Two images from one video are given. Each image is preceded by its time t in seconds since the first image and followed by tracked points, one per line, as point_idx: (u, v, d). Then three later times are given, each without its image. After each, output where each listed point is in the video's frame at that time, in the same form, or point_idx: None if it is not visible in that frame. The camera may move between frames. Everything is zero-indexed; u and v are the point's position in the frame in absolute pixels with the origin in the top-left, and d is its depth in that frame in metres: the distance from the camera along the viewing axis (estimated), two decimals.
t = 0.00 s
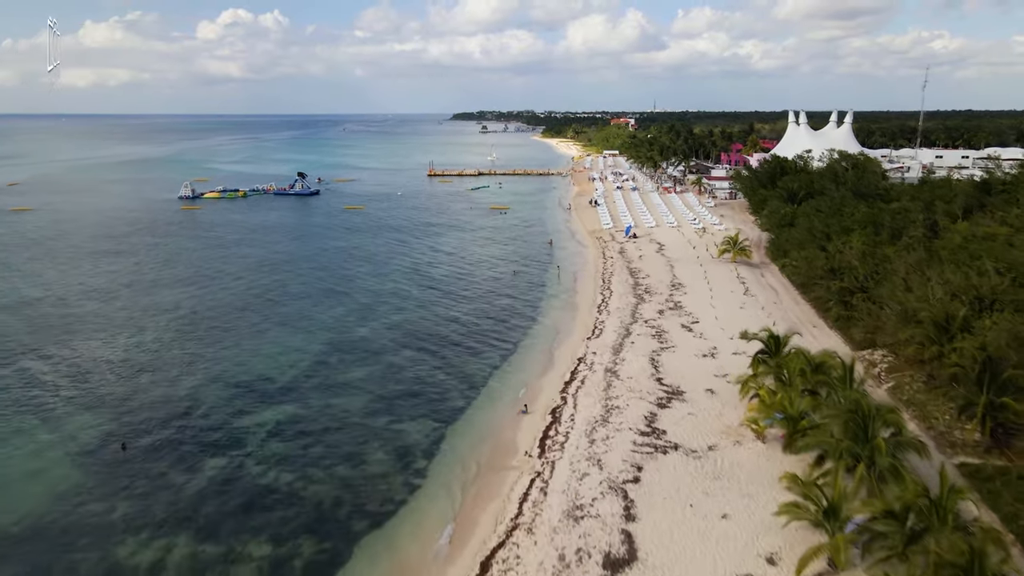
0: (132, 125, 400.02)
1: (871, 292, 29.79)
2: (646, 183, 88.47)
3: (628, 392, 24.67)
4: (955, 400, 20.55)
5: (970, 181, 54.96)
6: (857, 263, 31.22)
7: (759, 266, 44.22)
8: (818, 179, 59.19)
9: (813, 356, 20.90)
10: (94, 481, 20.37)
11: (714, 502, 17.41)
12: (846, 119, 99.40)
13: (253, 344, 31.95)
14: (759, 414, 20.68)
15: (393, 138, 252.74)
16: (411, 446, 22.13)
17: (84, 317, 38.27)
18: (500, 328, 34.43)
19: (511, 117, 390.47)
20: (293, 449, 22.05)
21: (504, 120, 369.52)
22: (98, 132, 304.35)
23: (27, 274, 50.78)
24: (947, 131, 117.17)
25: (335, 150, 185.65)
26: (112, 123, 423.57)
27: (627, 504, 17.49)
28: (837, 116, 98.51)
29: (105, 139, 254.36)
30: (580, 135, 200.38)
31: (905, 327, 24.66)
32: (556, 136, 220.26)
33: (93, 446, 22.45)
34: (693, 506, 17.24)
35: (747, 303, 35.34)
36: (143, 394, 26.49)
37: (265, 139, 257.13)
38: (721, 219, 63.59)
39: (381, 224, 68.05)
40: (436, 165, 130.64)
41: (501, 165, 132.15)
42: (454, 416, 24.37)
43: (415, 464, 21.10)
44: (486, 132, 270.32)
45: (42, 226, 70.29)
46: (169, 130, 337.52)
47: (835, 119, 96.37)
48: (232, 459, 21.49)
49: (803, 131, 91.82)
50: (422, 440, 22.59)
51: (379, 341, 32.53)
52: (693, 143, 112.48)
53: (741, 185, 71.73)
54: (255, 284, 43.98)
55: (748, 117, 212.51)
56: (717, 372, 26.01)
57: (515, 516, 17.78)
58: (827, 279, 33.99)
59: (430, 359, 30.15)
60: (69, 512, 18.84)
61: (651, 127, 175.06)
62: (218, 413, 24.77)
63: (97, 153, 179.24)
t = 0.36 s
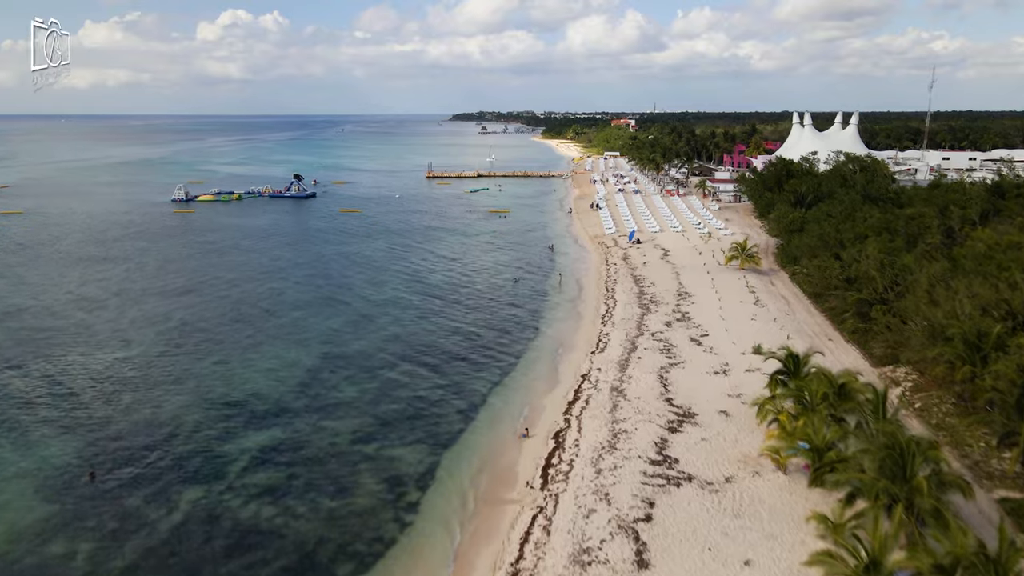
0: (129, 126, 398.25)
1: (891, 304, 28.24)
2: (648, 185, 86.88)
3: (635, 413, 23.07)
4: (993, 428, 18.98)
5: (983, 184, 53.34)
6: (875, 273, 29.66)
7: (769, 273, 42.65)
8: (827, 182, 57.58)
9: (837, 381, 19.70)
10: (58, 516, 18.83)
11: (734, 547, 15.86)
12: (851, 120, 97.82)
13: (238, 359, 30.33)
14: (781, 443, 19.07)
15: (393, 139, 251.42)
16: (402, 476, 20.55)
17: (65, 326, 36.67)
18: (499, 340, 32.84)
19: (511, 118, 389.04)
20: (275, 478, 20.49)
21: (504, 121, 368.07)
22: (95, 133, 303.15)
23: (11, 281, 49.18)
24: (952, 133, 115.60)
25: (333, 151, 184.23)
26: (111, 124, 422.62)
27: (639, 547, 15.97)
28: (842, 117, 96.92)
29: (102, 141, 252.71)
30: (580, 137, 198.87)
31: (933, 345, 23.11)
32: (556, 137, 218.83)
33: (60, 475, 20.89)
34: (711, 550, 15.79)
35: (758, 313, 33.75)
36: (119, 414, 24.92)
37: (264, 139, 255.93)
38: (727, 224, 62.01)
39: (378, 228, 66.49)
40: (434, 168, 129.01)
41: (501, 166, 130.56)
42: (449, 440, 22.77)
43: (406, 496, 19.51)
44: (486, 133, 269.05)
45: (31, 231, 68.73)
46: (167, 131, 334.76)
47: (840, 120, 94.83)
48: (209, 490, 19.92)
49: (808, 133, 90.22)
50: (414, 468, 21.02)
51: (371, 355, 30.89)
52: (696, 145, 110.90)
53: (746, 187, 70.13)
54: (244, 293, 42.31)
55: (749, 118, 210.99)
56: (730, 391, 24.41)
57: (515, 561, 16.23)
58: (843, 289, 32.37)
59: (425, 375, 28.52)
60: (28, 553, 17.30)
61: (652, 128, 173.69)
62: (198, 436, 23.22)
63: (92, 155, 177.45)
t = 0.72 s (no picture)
0: (127, 127, 396.47)
1: (917, 321, 26.55)
2: (651, 189, 85.17)
3: (645, 442, 21.26)
4: None
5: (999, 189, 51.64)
6: (899, 287, 27.92)
7: (780, 283, 40.92)
8: (837, 187, 55.87)
9: (867, 408, 17.71)
10: (10, 566, 17.03)
11: None
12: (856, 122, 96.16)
13: (221, 377, 28.51)
14: (809, 482, 17.23)
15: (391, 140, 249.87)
16: (391, 516, 18.76)
17: (41, 338, 34.82)
18: (498, 356, 31.02)
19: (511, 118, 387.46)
20: (253, 518, 18.73)
21: (504, 122, 366.68)
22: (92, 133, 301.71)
23: None
24: (958, 135, 113.97)
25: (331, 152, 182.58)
26: (109, 125, 421.01)
27: None
28: (847, 119, 95.21)
29: (99, 142, 250.80)
30: (580, 139, 197.25)
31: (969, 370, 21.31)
32: (556, 138, 217.27)
33: (18, 517, 19.10)
34: None
35: (772, 327, 31.94)
36: (88, 442, 23.10)
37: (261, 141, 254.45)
38: (733, 229, 60.29)
39: (374, 233, 64.72)
40: (433, 170, 127.24)
41: (500, 168, 128.72)
42: (443, 473, 20.97)
43: (395, 540, 17.71)
44: (485, 134, 267.52)
45: (17, 236, 66.77)
46: (165, 133, 333.55)
47: (846, 122, 93.18)
48: (179, 534, 18.14)
49: (813, 135, 88.56)
50: (406, 506, 19.23)
51: (362, 372, 29.06)
52: (698, 147, 109.27)
53: (752, 191, 68.42)
54: (232, 302, 40.47)
55: (750, 119, 209.35)
56: (749, 416, 22.59)
57: None
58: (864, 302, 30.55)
59: (419, 395, 26.70)
60: None
61: (653, 129, 172.07)
62: (171, 468, 21.38)
63: (87, 157, 175.58)
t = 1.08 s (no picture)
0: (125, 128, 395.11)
1: (943, 336, 24.82)
2: (653, 192, 83.64)
3: (656, 473, 19.65)
4: None
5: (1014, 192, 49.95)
6: (922, 300, 26.27)
7: (791, 292, 39.31)
8: (846, 190, 54.27)
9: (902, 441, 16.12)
10: None
11: None
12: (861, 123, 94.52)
13: (203, 395, 26.89)
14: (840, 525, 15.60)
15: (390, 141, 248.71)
16: (379, 558, 17.17)
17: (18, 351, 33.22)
18: (497, 371, 29.41)
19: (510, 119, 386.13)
20: (229, 560, 17.15)
21: (504, 123, 365.28)
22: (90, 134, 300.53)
23: None
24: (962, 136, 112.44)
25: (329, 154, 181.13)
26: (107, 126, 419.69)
27: None
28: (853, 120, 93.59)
29: (96, 143, 249.60)
30: (580, 140, 195.68)
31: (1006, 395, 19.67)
32: (556, 139, 215.84)
33: None
34: None
35: (786, 341, 30.32)
36: (57, 471, 21.50)
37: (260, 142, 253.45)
38: (738, 233, 58.74)
39: (370, 238, 63.19)
40: (432, 172, 125.57)
41: (500, 170, 127.19)
42: (438, 506, 19.37)
43: None
44: (485, 135, 266.15)
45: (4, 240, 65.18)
46: (164, 134, 332.15)
47: (851, 124, 91.58)
48: None
49: (818, 137, 86.97)
50: (396, 546, 17.63)
51: (353, 389, 27.46)
52: (700, 149, 107.73)
53: (757, 195, 66.82)
54: (219, 311, 38.86)
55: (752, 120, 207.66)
56: (767, 443, 20.99)
57: None
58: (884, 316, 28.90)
59: (413, 416, 25.07)
60: None
61: (654, 130, 170.47)
62: (144, 501, 19.79)
63: (82, 158, 173.91)
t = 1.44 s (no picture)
0: (122, 129, 392.58)
1: (977, 357, 22.77)
2: (656, 195, 81.90)
3: (670, 514, 17.86)
4: None
5: None
6: (953, 316, 24.33)
7: (804, 304, 37.43)
8: (857, 195, 52.45)
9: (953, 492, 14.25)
10: None
11: None
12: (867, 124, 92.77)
13: (181, 419, 25.06)
14: None
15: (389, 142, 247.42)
16: None
17: None
18: (496, 391, 27.57)
19: (510, 121, 384.52)
20: None
21: (503, 125, 363.70)
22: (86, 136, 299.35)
23: None
24: (967, 139, 110.77)
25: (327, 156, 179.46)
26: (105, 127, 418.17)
27: None
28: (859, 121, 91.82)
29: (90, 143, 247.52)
30: (580, 142, 194.14)
31: None
32: (556, 141, 214.24)
33: None
34: None
35: (803, 359, 28.50)
36: (15, 511, 19.70)
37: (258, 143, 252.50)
38: (746, 239, 56.98)
39: (367, 244, 61.51)
40: (430, 174, 123.76)
41: (499, 172, 125.56)
42: (429, 551, 17.56)
43: None
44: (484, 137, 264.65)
45: None
46: (161, 135, 329.82)
47: (857, 125, 89.86)
48: None
49: (824, 139, 85.17)
50: None
51: (342, 413, 25.62)
52: (703, 151, 106.04)
53: (764, 198, 64.97)
54: (206, 323, 37.07)
55: (753, 121, 205.89)
56: (791, 479, 19.17)
57: None
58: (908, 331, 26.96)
59: (405, 443, 23.25)
60: None
61: (654, 132, 168.99)
62: (106, 546, 18.01)
63: (76, 161, 171.90)
